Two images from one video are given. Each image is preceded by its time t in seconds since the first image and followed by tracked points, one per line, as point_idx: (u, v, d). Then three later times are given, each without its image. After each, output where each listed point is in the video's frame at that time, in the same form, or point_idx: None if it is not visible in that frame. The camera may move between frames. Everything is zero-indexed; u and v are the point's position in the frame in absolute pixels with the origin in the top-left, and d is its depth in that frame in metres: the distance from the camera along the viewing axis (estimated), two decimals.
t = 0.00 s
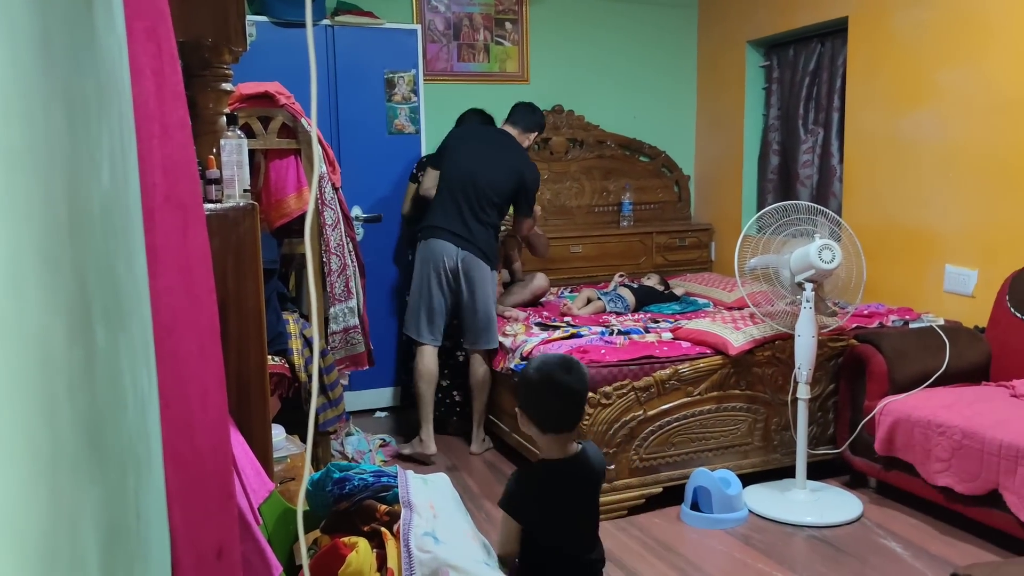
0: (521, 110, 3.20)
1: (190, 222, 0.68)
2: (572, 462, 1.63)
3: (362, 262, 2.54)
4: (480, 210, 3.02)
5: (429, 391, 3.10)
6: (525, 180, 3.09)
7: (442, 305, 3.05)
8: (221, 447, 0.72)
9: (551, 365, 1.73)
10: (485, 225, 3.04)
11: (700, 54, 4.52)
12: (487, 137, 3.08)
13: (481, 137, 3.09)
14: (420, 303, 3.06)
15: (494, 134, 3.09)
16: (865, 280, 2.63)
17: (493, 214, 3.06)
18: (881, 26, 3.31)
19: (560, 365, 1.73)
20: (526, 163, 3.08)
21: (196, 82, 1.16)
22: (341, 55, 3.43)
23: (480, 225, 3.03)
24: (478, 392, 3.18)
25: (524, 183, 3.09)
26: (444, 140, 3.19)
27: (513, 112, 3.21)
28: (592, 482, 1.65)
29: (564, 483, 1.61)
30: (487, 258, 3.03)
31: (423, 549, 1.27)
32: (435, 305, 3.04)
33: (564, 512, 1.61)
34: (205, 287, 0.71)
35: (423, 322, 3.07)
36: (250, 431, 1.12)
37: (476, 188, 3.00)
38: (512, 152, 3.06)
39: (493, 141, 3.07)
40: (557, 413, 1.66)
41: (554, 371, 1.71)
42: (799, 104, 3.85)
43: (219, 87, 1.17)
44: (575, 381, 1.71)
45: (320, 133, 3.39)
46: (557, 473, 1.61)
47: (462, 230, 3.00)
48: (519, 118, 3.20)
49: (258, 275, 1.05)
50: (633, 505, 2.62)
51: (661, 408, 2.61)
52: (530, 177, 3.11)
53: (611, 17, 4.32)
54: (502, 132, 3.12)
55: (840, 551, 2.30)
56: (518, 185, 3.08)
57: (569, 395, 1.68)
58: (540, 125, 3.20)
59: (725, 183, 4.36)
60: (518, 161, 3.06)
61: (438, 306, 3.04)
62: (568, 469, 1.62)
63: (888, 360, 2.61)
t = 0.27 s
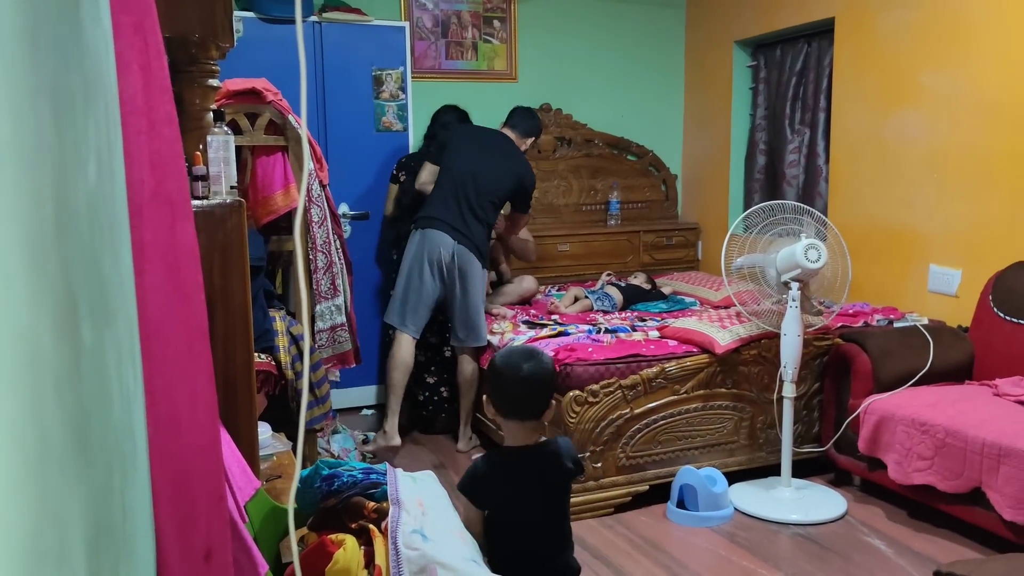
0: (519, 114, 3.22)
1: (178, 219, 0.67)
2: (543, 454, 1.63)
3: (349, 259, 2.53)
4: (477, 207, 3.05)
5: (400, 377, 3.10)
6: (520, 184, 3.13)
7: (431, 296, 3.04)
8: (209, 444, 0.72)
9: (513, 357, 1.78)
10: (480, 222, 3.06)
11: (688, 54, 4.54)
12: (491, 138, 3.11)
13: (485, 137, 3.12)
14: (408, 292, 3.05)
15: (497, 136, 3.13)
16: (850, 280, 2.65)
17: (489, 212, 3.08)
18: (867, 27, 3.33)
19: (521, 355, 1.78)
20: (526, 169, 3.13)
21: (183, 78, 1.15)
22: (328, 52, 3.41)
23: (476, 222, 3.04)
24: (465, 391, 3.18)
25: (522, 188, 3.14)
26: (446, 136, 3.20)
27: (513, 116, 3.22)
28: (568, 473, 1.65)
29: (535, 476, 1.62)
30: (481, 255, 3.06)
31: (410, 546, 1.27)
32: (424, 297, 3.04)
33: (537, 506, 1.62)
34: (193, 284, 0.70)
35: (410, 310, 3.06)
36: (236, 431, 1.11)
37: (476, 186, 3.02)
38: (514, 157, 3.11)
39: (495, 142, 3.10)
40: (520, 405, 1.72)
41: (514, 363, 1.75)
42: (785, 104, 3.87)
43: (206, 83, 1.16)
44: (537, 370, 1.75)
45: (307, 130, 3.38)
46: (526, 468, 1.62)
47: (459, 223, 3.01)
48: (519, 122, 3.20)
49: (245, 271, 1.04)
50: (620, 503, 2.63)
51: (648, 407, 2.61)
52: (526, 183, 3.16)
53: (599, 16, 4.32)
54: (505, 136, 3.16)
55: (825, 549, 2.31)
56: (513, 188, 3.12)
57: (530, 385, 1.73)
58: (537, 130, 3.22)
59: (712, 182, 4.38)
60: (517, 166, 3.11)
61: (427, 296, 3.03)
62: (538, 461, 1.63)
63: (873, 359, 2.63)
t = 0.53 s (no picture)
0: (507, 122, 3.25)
1: (154, 220, 0.66)
2: (500, 451, 1.63)
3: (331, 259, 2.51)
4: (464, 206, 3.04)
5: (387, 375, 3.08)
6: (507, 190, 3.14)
7: (415, 291, 3.03)
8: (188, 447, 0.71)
9: (477, 354, 1.70)
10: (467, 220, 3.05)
11: (667, 52, 4.56)
12: (479, 140, 3.13)
13: (474, 139, 3.13)
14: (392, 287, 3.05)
15: (486, 138, 3.15)
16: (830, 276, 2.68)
17: (475, 212, 3.07)
18: (844, 26, 3.37)
19: (486, 352, 1.70)
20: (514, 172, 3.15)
21: (160, 78, 1.13)
22: (307, 50, 3.39)
23: (463, 220, 3.03)
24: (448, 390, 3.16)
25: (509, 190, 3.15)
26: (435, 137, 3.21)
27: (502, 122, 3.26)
28: (526, 470, 1.64)
29: (492, 473, 1.61)
30: (466, 253, 3.04)
31: (395, 546, 1.26)
32: (407, 293, 3.03)
33: (496, 504, 1.61)
34: (169, 286, 0.69)
35: (394, 304, 3.05)
36: (217, 432, 1.10)
37: (465, 185, 3.02)
38: (503, 160, 3.13)
39: (484, 144, 3.12)
40: (484, 406, 1.65)
41: (478, 362, 1.67)
42: (764, 101, 3.90)
43: (183, 82, 1.15)
44: (501, 370, 1.67)
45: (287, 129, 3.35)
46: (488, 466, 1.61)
47: (447, 220, 3.00)
48: (506, 128, 3.23)
49: (224, 272, 1.03)
50: (603, 501, 2.64)
51: (631, 404, 2.62)
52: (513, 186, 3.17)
53: (578, 14, 4.32)
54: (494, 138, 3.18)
55: (807, 543, 2.33)
56: (500, 192, 3.13)
57: (494, 386, 1.65)
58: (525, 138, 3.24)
59: (692, 179, 4.40)
60: (506, 169, 3.13)
61: (410, 292, 3.03)
62: (494, 458, 1.62)
63: (853, 354, 2.65)
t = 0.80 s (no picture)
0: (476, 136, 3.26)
1: (113, 235, 0.63)
2: (470, 460, 1.63)
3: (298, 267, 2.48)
4: (434, 214, 3.03)
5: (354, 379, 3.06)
6: (476, 201, 3.14)
7: (384, 297, 3.02)
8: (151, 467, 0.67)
9: (439, 367, 1.71)
10: (436, 229, 3.04)
11: (632, 58, 4.59)
12: (451, 149, 3.13)
13: (445, 149, 3.13)
14: (360, 292, 3.04)
15: (457, 148, 3.15)
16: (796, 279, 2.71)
17: (444, 220, 3.07)
18: (805, 32, 3.42)
19: (449, 364, 1.71)
20: (483, 184, 3.17)
21: (119, 89, 1.11)
22: (271, 58, 3.35)
23: (432, 228, 3.02)
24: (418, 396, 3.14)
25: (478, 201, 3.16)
26: (406, 144, 3.20)
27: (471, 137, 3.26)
28: (498, 477, 1.63)
29: (463, 484, 1.61)
30: (436, 261, 3.04)
31: (365, 561, 1.24)
32: (377, 299, 3.02)
33: (470, 515, 1.61)
34: (130, 304, 0.66)
35: (364, 310, 3.03)
36: (183, 447, 1.07)
37: (436, 194, 3.02)
38: (473, 171, 3.14)
39: (455, 155, 3.12)
40: (448, 418, 1.65)
41: (442, 374, 1.69)
42: (728, 106, 3.95)
43: (143, 93, 1.12)
44: (465, 381, 1.69)
45: (251, 137, 3.31)
46: (459, 478, 1.61)
47: (417, 228, 2.98)
48: (477, 142, 3.23)
49: (188, 285, 1.01)
50: (575, 507, 2.64)
51: (601, 409, 2.63)
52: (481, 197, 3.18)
53: (544, 21, 4.34)
54: (465, 149, 3.19)
55: (777, 544, 2.36)
56: (470, 202, 3.13)
57: (458, 397, 1.67)
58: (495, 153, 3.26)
59: (659, 184, 4.44)
60: (475, 181, 3.14)
61: (379, 297, 3.01)
62: (465, 469, 1.61)
63: (819, 356, 2.69)
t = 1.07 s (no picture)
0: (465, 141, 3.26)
1: (101, 239, 0.60)
2: (478, 463, 1.61)
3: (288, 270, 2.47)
4: (423, 215, 3.02)
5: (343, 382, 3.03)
6: (463, 203, 3.15)
7: (373, 300, 3.00)
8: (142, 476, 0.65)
9: (448, 368, 1.69)
10: (425, 230, 3.04)
11: (621, 58, 4.60)
12: (439, 151, 3.14)
13: (433, 150, 3.13)
14: (349, 295, 3.02)
15: (445, 150, 3.17)
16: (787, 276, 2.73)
17: (433, 222, 3.06)
18: (793, 30, 3.43)
19: (457, 365, 1.69)
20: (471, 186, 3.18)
21: (105, 90, 1.10)
22: (259, 60, 3.34)
23: (420, 229, 3.02)
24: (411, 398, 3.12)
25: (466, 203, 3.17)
26: (393, 146, 3.20)
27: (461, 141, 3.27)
28: (504, 479, 1.63)
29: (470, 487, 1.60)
30: (424, 263, 3.03)
31: (361, 564, 1.23)
32: (365, 302, 3.00)
33: (475, 517, 1.60)
34: (120, 310, 0.63)
35: (353, 312, 3.01)
36: (173, 452, 1.06)
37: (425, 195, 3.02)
38: (461, 173, 3.15)
39: (443, 156, 3.13)
40: (453, 419, 1.65)
41: (451, 376, 1.66)
42: (717, 105, 3.96)
43: (130, 94, 1.12)
44: (474, 383, 1.66)
45: (239, 139, 3.30)
46: (464, 480, 1.60)
47: (406, 229, 2.97)
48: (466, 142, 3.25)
49: (178, 289, 1.00)
50: (570, 506, 2.63)
51: (594, 408, 2.63)
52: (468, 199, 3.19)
53: (532, 21, 4.34)
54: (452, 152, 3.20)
55: (771, 541, 2.36)
56: (458, 204, 3.14)
57: (466, 399, 1.65)
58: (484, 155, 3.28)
59: (649, 183, 4.44)
60: (463, 183, 3.15)
61: (368, 300, 2.99)
62: (470, 471, 1.60)
63: (810, 352, 2.70)
